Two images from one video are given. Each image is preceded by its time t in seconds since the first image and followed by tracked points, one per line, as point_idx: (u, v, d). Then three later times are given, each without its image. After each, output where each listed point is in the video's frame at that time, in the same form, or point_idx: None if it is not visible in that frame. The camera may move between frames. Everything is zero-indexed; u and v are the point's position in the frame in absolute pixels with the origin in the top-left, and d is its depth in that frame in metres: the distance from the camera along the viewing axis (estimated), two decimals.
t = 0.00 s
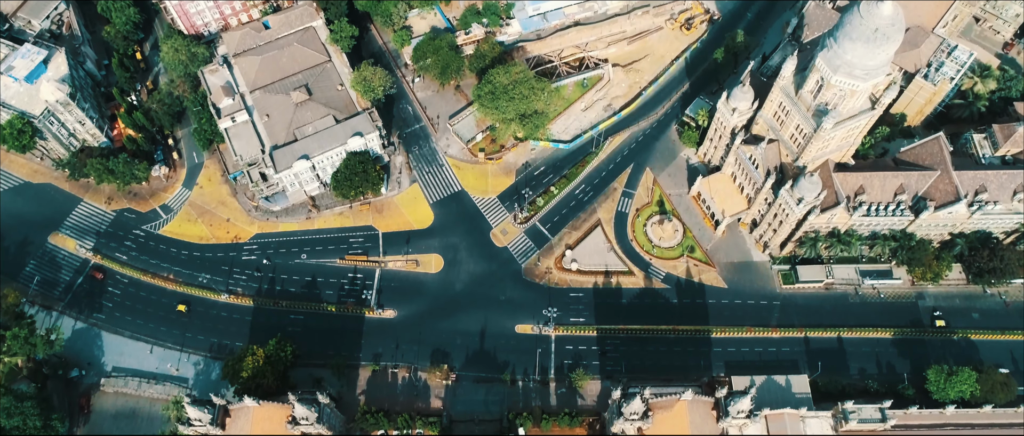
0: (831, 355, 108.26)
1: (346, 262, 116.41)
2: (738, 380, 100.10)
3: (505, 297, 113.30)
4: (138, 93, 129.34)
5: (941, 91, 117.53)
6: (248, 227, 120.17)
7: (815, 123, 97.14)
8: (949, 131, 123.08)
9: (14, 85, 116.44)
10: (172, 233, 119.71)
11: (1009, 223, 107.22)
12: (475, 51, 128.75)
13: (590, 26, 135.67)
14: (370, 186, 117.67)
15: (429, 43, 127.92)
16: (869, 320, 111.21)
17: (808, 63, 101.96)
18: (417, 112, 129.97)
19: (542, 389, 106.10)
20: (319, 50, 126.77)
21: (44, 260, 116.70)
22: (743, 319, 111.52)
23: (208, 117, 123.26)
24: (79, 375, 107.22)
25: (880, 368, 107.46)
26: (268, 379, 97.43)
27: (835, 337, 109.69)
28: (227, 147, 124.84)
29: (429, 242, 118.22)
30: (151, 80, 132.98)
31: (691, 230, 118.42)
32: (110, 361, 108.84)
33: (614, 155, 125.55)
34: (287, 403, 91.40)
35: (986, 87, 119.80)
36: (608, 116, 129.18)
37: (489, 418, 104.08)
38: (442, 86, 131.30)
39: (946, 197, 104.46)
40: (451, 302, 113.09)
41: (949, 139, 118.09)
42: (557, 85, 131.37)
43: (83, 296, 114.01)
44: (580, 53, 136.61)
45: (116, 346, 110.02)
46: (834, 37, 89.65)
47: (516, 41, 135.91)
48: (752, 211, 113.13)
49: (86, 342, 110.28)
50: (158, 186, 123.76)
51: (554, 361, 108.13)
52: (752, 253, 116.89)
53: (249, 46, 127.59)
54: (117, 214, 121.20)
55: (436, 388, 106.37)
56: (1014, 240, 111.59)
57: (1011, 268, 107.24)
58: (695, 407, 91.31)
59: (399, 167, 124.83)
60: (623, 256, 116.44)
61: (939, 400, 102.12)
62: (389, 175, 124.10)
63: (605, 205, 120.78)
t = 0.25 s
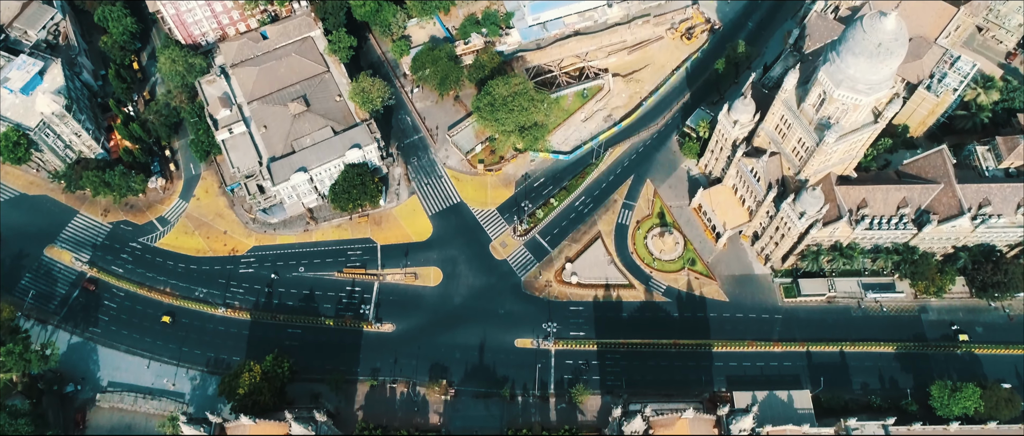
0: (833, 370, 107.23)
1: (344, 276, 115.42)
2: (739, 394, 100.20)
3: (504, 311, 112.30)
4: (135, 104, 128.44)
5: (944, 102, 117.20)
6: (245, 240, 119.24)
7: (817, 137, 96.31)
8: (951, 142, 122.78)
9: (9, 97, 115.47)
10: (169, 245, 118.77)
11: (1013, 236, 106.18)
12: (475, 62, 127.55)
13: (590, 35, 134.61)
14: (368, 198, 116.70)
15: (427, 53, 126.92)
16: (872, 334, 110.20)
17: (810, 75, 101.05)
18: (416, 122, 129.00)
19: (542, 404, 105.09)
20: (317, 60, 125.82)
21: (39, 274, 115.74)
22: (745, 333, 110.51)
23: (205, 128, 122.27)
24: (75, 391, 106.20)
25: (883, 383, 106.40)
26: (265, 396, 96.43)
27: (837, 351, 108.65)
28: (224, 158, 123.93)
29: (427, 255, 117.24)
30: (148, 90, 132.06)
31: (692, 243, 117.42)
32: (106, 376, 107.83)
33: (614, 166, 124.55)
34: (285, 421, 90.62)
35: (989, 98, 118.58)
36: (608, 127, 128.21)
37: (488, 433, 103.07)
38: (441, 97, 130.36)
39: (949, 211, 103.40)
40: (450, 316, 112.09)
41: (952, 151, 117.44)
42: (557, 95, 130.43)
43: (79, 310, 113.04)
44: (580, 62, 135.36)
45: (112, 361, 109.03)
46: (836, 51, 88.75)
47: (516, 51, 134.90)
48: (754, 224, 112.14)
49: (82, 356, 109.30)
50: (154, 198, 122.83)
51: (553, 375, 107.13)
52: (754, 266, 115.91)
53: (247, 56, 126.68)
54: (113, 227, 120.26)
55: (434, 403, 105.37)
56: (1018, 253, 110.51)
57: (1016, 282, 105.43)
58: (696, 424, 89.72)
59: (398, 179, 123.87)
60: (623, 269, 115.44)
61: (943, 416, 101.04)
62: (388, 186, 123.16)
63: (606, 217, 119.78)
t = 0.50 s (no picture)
0: (835, 384, 106.30)
1: (342, 288, 114.50)
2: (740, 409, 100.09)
3: (504, 324, 111.35)
4: (132, 114, 127.61)
5: (947, 113, 115.87)
6: (243, 251, 118.36)
7: (819, 150, 95.51)
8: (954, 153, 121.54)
9: (5, 108, 114.55)
10: (166, 257, 117.91)
11: (1017, 249, 105.29)
12: (474, 71, 126.69)
13: (590, 44, 133.64)
14: (367, 210, 115.79)
15: (426, 63, 126.05)
16: (874, 347, 109.27)
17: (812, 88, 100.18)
18: (415, 133, 128.10)
19: (541, 418, 104.14)
20: (315, 70, 124.97)
21: (34, 286, 114.80)
22: (746, 346, 109.57)
23: (202, 139, 121.41)
24: (70, 405, 105.26)
25: (885, 397, 105.47)
26: (263, 412, 95.61)
27: (839, 365, 107.72)
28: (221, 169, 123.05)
29: (426, 267, 116.33)
30: (145, 100, 131.22)
31: (693, 255, 116.50)
32: (102, 390, 106.92)
33: (614, 177, 123.64)
34: None
35: (992, 108, 117.87)
36: (608, 138, 127.34)
37: None
38: (440, 107, 129.48)
39: (952, 224, 102.48)
40: (449, 329, 111.13)
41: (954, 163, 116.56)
42: (557, 106, 129.61)
43: (75, 323, 112.12)
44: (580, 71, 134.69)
45: (108, 374, 108.12)
46: (838, 65, 87.87)
47: (516, 60, 133.61)
48: (755, 236, 111.23)
49: (78, 370, 108.40)
50: (151, 209, 121.97)
51: (553, 389, 106.21)
52: (755, 278, 115.02)
53: (244, 66, 125.83)
54: (109, 238, 119.40)
55: (433, 417, 104.40)
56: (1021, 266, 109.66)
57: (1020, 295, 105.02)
58: None
59: (397, 190, 122.98)
60: (623, 282, 114.50)
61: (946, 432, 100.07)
62: (386, 197, 122.26)
63: (606, 229, 118.85)
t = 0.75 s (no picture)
0: (838, 399, 105.37)
1: (340, 301, 113.59)
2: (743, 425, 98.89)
3: (503, 337, 110.40)
4: (129, 125, 126.74)
5: (949, 124, 114.11)
6: (240, 264, 117.44)
7: (821, 164, 94.72)
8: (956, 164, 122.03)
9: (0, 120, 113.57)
10: (162, 270, 116.99)
11: (1021, 263, 104.28)
12: (473, 82, 125.85)
13: (590, 54, 132.91)
14: (365, 222, 114.86)
15: (425, 73, 125.21)
16: (877, 361, 108.34)
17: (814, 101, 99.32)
18: (414, 144, 127.23)
19: (541, 433, 103.18)
20: (313, 81, 124.10)
21: (30, 299, 113.83)
22: (747, 360, 108.63)
23: (199, 150, 120.62)
24: (66, 420, 104.25)
25: (888, 412, 104.53)
26: (259, 429, 94.79)
27: (841, 379, 106.82)
28: (219, 181, 122.13)
29: (425, 280, 115.42)
30: (142, 110, 130.31)
31: (694, 267, 115.56)
32: (98, 404, 105.99)
33: (614, 188, 122.76)
34: None
35: (996, 120, 116.67)
36: (608, 149, 126.45)
37: None
38: (439, 117, 128.59)
39: (955, 237, 101.57)
40: (448, 343, 110.18)
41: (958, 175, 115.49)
42: (556, 116, 128.77)
43: (70, 336, 111.15)
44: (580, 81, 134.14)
45: (104, 389, 107.14)
46: (841, 79, 86.96)
47: (515, 70, 133.05)
48: (756, 249, 110.30)
49: (74, 384, 107.44)
50: (147, 221, 121.02)
51: (553, 404, 105.27)
52: (757, 291, 114.09)
53: (242, 76, 124.95)
54: (106, 250, 118.46)
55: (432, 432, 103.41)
56: None
57: None
58: None
59: (395, 201, 122.09)
60: (624, 294, 113.51)
61: None
62: (385, 209, 121.37)
63: (606, 241, 117.92)
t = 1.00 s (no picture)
0: (840, 414, 104.42)
1: (338, 314, 112.65)
2: None
3: (502, 351, 109.43)
4: (126, 135, 125.82)
5: (952, 136, 112.79)
6: (237, 276, 116.51)
7: (823, 178, 93.77)
8: (959, 176, 121.57)
9: None
10: (159, 282, 116.07)
11: None
12: (472, 92, 124.97)
13: (590, 64, 132.12)
14: (363, 235, 113.91)
15: (424, 83, 124.33)
16: (880, 375, 107.39)
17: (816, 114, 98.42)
18: (412, 154, 126.34)
19: None
20: (311, 91, 123.22)
21: (26, 312, 112.90)
22: (749, 374, 107.68)
23: (196, 161, 119.86)
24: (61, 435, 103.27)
25: (891, 427, 103.54)
26: None
27: (844, 394, 105.88)
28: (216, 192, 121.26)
29: (424, 292, 114.50)
30: (139, 120, 129.42)
31: (695, 280, 114.59)
32: (93, 419, 105.05)
33: (615, 199, 121.87)
34: None
35: (999, 131, 115.31)
36: (608, 159, 125.55)
37: None
38: (438, 128, 127.72)
39: (959, 251, 100.41)
40: (447, 356, 109.23)
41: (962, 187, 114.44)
42: (556, 126, 128.11)
43: (66, 350, 110.22)
44: (580, 91, 133.59)
45: (99, 403, 106.19)
46: (844, 93, 86.09)
47: (514, 80, 132.27)
48: (758, 262, 109.38)
49: (69, 399, 106.50)
50: (144, 233, 120.09)
51: (553, 419, 104.27)
52: (758, 304, 113.18)
53: (240, 87, 124.05)
54: (102, 263, 117.54)
55: None
56: None
57: None
58: None
59: (394, 213, 121.20)
60: (624, 307, 112.54)
61: None
62: (383, 221, 120.47)
63: (606, 253, 116.95)
